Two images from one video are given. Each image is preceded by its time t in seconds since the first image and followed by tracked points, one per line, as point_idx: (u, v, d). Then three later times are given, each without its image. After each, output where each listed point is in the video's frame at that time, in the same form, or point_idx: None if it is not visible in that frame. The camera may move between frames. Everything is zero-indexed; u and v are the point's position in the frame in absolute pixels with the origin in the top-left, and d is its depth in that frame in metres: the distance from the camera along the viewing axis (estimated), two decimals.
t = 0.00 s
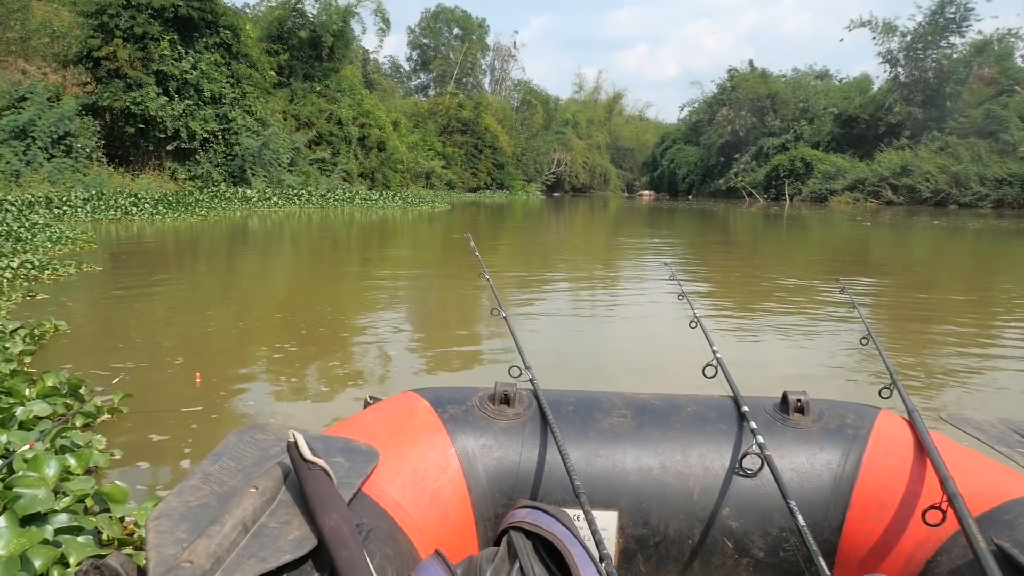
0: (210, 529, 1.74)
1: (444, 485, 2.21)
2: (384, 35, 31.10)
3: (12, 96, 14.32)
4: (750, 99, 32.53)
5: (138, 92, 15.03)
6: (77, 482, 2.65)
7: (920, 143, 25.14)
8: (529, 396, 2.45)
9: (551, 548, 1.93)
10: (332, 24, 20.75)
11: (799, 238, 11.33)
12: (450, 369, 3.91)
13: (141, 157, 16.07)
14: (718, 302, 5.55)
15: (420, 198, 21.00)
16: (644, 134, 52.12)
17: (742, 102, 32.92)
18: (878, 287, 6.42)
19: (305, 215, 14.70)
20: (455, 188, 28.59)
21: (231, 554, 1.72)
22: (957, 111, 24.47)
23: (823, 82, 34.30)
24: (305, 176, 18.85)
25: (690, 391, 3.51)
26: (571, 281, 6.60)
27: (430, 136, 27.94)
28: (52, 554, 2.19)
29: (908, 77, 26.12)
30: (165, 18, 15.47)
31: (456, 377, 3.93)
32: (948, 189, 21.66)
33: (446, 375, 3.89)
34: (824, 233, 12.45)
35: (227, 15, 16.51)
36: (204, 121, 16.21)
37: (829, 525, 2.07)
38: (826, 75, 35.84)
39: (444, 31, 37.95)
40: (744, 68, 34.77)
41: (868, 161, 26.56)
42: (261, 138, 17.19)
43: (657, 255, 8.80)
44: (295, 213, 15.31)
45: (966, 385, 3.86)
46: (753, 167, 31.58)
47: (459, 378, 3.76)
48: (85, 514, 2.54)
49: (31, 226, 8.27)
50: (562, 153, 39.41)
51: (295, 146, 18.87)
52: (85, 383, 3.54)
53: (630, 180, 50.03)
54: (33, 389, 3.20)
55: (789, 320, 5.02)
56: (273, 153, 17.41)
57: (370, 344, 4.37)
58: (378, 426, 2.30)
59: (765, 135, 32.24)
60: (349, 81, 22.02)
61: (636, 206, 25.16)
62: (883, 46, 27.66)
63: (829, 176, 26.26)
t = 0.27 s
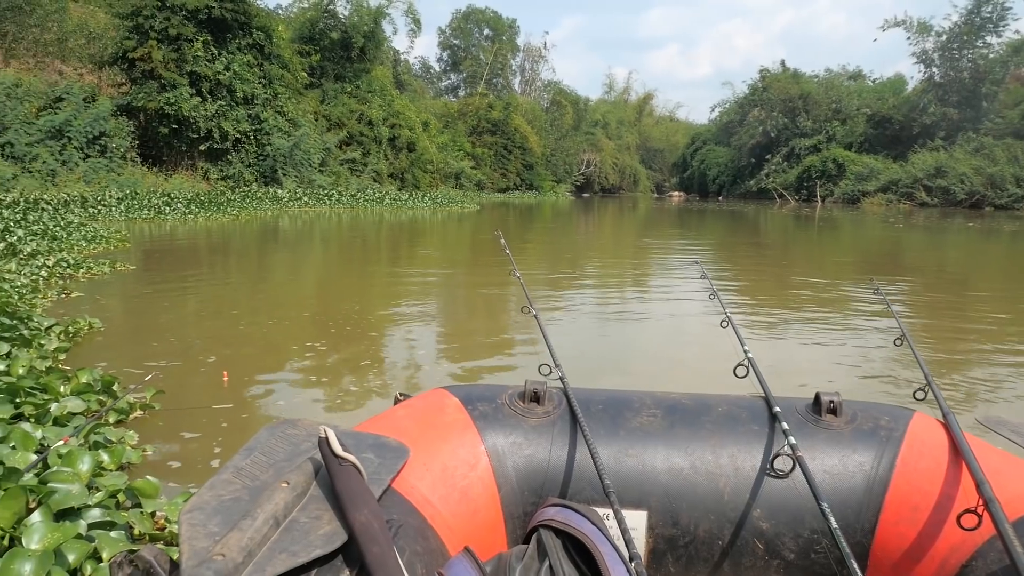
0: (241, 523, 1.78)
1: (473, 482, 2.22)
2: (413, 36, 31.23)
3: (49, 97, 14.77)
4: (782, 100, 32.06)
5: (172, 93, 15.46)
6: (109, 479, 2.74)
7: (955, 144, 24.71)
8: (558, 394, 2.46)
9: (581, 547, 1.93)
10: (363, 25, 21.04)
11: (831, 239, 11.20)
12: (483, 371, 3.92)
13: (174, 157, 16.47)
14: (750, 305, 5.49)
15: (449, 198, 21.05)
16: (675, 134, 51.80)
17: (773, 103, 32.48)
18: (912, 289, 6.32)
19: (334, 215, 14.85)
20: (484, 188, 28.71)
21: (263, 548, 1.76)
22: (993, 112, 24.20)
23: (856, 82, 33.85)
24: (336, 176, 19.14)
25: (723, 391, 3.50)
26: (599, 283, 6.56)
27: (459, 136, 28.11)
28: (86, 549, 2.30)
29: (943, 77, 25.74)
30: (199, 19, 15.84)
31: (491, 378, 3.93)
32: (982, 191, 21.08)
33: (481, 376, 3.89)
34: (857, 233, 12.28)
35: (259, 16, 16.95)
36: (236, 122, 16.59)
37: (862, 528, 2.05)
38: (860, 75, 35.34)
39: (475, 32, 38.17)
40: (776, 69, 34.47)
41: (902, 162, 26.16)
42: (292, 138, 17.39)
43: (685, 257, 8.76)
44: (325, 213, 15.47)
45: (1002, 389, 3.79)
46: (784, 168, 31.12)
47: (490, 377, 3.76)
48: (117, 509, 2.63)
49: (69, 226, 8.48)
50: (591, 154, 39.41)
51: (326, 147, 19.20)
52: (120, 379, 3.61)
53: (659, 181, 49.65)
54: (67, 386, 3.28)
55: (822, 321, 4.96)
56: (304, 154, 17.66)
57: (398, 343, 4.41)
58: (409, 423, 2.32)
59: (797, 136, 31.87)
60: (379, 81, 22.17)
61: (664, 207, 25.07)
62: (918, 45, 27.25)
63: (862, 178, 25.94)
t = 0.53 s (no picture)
0: (274, 520, 1.77)
1: (503, 483, 2.23)
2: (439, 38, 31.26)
3: (82, 100, 14.81)
4: (811, 99, 31.80)
5: (202, 96, 15.77)
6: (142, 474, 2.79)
7: (988, 145, 24.33)
8: (588, 397, 2.46)
9: (611, 550, 1.92)
10: (389, 27, 21.32)
11: (861, 241, 11.08)
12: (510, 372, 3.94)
13: (204, 159, 16.67)
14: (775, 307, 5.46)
15: (475, 199, 21.06)
16: (702, 136, 51.45)
17: (803, 103, 32.27)
18: (943, 292, 6.23)
19: (361, 216, 14.98)
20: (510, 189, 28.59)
21: (295, 545, 1.76)
22: None
23: (886, 82, 33.51)
24: (361, 177, 19.21)
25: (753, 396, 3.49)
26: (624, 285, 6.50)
27: (484, 138, 28.15)
28: (120, 545, 2.35)
29: (976, 76, 25.46)
30: (228, 23, 16.16)
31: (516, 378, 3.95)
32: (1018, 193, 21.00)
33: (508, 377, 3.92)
34: (887, 235, 12.14)
35: (287, 19, 17.23)
36: (265, 124, 16.82)
37: (896, 536, 2.03)
38: (890, 75, 34.96)
39: (501, 33, 38.33)
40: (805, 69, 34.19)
41: (933, 163, 25.82)
42: (319, 141, 17.50)
43: (712, 258, 8.73)
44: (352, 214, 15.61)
45: None
46: (814, 170, 30.91)
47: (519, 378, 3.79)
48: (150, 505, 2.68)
49: (102, 226, 8.67)
50: (618, 155, 39.28)
51: (353, 148, 19.28)
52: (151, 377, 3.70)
53: (687, 183, 49.16)
54: (101, 382, 3.40)
55: (848, 326, 4.91)
56: (331, 155, 17.79)
57: (425, 344, 4.43)
58: (439, 423, 2.33)
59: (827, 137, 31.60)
60: (405, 82, 22.23)
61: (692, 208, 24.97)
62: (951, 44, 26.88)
63: (892, 179, 25.62)
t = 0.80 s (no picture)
0: (341, 515, 1.81)
1: (567, 486, 2.24)
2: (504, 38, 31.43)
3: (157, 99, 15.87)
4: (883, 99, 31.21)
5: (271, 95, 16.56)
6: (211, 465, 2.91)
7: None
8: (654, 402, 2.48)
9: (676, 558, 1.91)
10: (454, 27, 21.56)
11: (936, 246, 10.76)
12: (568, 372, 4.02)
13: (271, 156, 17.57)
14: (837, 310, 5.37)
15: (537, 199, 21.31)
16: (768, 136, 50.69)
17: (873, 103, 31.51)
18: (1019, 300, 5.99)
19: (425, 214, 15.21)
20: (572, 189, 28.61)
21: (361, 541, 1.79)
22: None
23: (963, 82, 32.51)
24: (426, 176, 19.74)
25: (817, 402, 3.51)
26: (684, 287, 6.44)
27: (547, 137, 28.33)
28: (188, 532, 2.48)
29: None
30: (296, 24, 16.85)
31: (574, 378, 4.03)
32: None
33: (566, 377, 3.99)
34: (964, 240, 11.74)
35: (354, 20, 17.77)
36: (331, 122, 17.45)
37: (973, 556, 1.97)
38: (967, 75, 34.03)
39: (564, 32, 38.62)
40: (876, 67, 33.34)
41: (1014, 166, 24.87)
42: (384, 139, 18.13)
43: (775, 261, 8.66)
44: (415, 213, 15.90)
45: None
46: (884, 170, 30.02)
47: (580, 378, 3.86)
48: (218, 494, 2.82)
49: (174, 223, 9.32)
50: (682, 156, 38.56)
51: (417, 147, 19.78)
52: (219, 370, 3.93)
53: (752, 184, 47.82)
54: (172, 373, 3.62)
55: (918, 336, 4.81)
56: (395, 154, 18.39)
57: (484, 342, 4.51)
58: (504, 424, 2.37)
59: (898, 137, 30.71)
60: (470, 82, 22.65)
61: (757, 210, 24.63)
62: None
63: (969, 181, 24.77)
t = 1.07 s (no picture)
0: (444, 508, 1.88)
1: (667, 491, 2.25)
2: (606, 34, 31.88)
3: (265, 97, 18.01)
4: (1007, 98, 29.48)
5: (374, 92, 18.52)
6: (313, 451, 3.08)
7: None
8: (760, 409, 2.46)
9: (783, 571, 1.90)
10: (554, 24, 24.29)
11: None
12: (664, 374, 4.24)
13: (375, 153, 19.54)
14: (945, 348, 5.30)
15: (636, 198, 22.78)
16: (883, 135, 48.68)
17: (997, 102, 29.85)
18: None
19: (524, 213, 15.84)
20: (673, 189, 29.66)
21: (462, 534, 1.85)
22: None
23: None
24: (524, 173, 22.16)
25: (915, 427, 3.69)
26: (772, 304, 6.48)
27: (649, 137, 29.63)
28: (291, 514, 2.59)
29: None
30: (400, 22, 18.78)
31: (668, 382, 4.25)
32: None
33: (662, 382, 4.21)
34: None
35: (455, 19, 19.61)
36: (434, 120, 19.42)
37: None
38: None
39: (668, 30, 40.64)
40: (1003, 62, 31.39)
41: None
42: (484, 137, 20.21)
43: (889, 274, 8.59)
44: (512, 214, 16.45)
45: None
46: (1008, 174, 28.20)
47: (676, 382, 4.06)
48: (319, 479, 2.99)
49: (283, 215, 10.36)
50: (786, 156, 38.61)
51: (518, 146, 22.23)
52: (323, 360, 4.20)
53: (862, 186, 46.03)
54: (278, 360, 3.92)
55: None
56: (496, 152, 20.54)
57: (580, 347, 4.76)
58: (605, 425, 2.40)
59: None
60: (570, 80, 24.94)
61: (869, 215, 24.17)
62: None
63: None
